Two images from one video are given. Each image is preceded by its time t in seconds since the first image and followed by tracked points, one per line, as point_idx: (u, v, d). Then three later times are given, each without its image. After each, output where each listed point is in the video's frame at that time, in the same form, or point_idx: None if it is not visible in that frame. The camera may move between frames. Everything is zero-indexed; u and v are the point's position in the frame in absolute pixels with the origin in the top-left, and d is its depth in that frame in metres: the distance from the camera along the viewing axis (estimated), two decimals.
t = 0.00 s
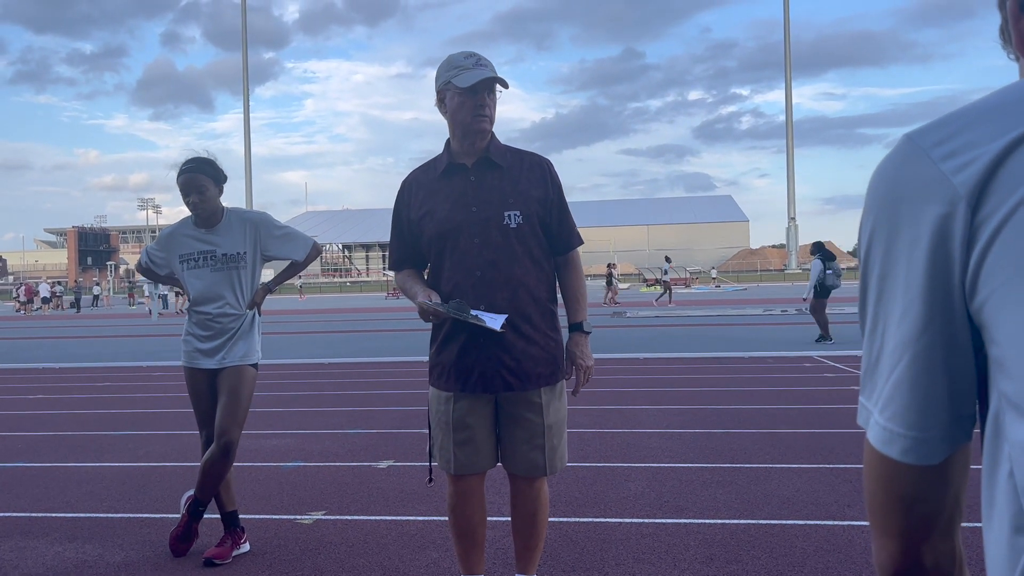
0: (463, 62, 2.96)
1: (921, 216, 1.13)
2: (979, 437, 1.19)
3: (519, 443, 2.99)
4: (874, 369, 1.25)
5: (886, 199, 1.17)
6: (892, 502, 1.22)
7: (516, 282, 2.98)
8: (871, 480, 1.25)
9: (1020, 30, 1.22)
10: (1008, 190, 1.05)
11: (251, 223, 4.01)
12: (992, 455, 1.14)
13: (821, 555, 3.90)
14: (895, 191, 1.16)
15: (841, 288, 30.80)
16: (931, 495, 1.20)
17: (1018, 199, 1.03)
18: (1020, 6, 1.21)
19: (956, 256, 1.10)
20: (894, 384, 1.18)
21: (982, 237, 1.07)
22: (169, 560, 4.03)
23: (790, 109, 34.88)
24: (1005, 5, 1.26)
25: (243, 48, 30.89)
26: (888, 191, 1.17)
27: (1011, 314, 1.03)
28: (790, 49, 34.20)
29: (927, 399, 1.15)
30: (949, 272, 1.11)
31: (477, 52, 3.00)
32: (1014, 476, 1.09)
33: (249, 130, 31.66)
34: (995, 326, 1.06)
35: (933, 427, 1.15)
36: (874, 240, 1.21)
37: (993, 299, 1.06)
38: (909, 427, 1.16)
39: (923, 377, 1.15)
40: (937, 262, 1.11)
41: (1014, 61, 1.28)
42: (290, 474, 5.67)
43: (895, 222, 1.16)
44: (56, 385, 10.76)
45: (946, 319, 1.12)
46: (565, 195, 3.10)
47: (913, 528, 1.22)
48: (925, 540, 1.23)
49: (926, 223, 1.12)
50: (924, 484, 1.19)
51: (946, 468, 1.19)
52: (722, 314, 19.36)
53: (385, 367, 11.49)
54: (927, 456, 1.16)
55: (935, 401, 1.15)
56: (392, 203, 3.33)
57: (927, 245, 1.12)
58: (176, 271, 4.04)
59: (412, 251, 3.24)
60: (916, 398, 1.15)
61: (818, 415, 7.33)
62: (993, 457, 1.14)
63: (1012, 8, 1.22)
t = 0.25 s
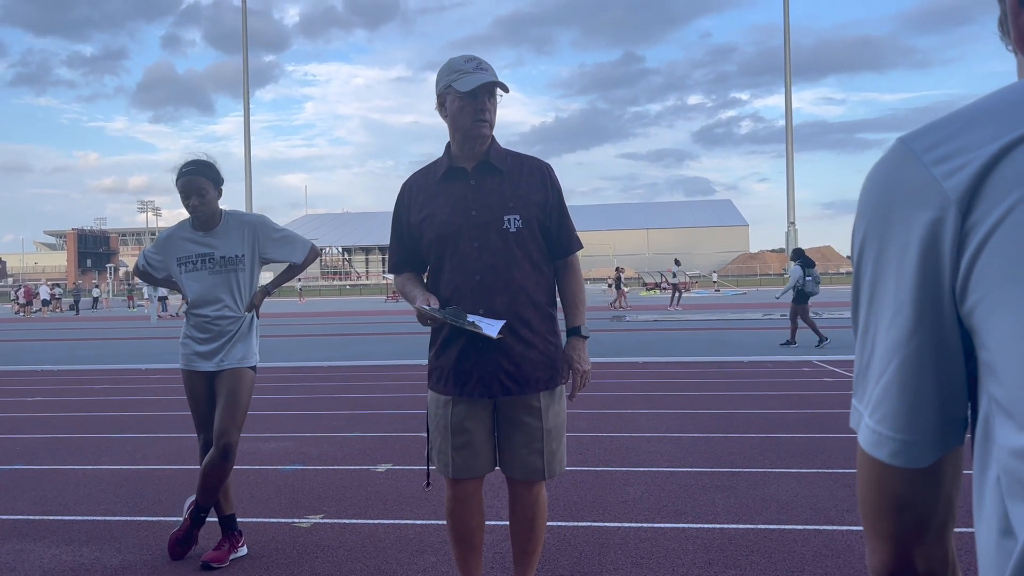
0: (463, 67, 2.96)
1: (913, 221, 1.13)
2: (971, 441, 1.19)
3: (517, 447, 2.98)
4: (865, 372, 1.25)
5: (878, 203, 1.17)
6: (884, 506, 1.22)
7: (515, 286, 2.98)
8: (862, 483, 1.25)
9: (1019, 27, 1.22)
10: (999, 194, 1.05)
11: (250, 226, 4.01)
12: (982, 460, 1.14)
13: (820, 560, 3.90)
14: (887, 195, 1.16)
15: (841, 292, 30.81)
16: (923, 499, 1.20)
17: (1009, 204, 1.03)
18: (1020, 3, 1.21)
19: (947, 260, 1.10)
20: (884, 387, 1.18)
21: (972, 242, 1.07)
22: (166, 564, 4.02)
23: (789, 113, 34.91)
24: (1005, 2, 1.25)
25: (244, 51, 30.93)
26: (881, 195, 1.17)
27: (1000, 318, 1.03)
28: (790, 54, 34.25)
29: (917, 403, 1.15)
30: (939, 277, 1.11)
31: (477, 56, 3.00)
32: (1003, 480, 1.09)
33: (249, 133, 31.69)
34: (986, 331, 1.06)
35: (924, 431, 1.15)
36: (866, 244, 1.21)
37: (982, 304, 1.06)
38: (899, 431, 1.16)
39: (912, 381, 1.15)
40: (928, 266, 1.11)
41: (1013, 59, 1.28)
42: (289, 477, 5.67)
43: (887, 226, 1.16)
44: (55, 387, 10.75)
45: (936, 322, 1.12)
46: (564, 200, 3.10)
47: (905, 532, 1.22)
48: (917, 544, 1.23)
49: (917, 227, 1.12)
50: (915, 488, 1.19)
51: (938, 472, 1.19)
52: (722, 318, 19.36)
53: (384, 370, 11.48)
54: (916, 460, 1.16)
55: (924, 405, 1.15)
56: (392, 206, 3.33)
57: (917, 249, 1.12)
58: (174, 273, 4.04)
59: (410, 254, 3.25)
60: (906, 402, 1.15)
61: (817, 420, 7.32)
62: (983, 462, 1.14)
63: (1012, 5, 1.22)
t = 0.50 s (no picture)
0: (465, 72, 2.97)
1: (913, 228, 1.14)
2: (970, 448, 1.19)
3: (517, 451, 2.99)
4: (864, 378, 1.26)
5: (878, 210, 1.18)
6: (883, 510, 1.23)
7: (516, 290, 2.98)
8: (861, 487, 1.26)
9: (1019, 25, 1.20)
10: (1000, 202, 1.05)
11: (251, 230, 4.02)
12: (980, 466, 1.15)
13: (820, 565, 3.90)
14: (888, 203, 1.17)
15: (840, 296, 30.83)
16: (921, 505, 1.21)
17: (1010, 212, 1.04)
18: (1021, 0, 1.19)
19: (947, 268, 1.10)
20: (883, 393, 1.19)
21: (972, 250, 1.07)
22: (166, 567, 4.02)
23: (789, 118, 34.96)
24: None
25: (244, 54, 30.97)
26: (881, 203, 1.18)
27: (998, 325, 1.04)
28: (790, 59, 34.31)
29: (916, 408, 1.16)
30: (939, 284, 1.12)
31: (480, 61, 3.01)
32: (1000, 486, 1.10)
33: (249, 136, 31.72)
34: (984, 338, 1.07)
35: (922, 437, 1.16)
36: (866, 251, 1.22)
37: (981, 311, 1.06)
38: (898, 436, 1.17)
39: (912, 386, 1.15)
40: (927, 273, 1.12)
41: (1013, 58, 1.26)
42: (288, 481, 5.67)
43: (888, 234, 1.17)
44: (54, 390, 10.75)
45: (937, 329, 1.13)
46: (566, 205, 3.11)
47: (903, 537, 1.23)
48: (916, 550, 1.23)
49: (917, 235, 1.13)
50: (914, 493, 1.20)
51: (937, 478, 1.20)
52: (722, 322, 19.37)
53: (383, 374, 11.49)
54: (914, 465, 1.17)
55: (923, 411, 1.16)
56: (393, 210, 3.34)
57: (918, 256, 1.12)
58: (174, 277, 4.04)
59: (411, 257, 3.25)
60: (905, 408, 1.16)
61: (816, 425, 7.33)
62: (980, 468, 1.15)
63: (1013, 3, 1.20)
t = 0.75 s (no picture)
0: (464, 75, 2.98)
1: (912, 231, 1.14)
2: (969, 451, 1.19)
3: (516, 454, 2.99)
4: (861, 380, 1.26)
5: (876, 213, 1.18)
6: (881, 513, 1.23)
7: (515, 293, 2.98)
8: (860, 490, 1.26)
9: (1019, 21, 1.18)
10: (1000, 206, 1.06)
11: (250, 233, 4.02)
12: (978, 468, 1.15)
13: (819, 569, 3.90)
14: (886, 205, 1.17)
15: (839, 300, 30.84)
16: (920, 507, 1.21)
17: (1010, 215, 1.04)
18: None
19: (947, 271, 1.11)
20: (880, 396, 1.19)
21: (972, 253, 1.07)
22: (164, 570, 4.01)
23: (788, 122, 35.00)
24: None
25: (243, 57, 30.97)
26: (880, 205, 1.18)
27: (998, 329, 1.04)
28: (788, 63, 34.37)
29: (915, 411, 1.16)
30: (939, 287, 1.12)
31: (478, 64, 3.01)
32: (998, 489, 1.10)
33: (248, 139, 31.73)
34: (984, 340, 1.07)
35: (921, 439, 1.16)
36: (864, 253, 1.22)
37: (980, 314, 1.07)
38: (896, 439, 1.17)
39: (910, 389, 1.15)
40: (926, 276, 1.12)
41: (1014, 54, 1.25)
42: (286, 484, 5.66)
43: (886, 236, 1.17)
44: (52, 394, 10.73)
45: (935, 332, 1.13)
46: (565, 208, 3.11)
47: (902, 539, 1.22)
48: (914, 552, 1.23)
49: (917, 238, 1.13)
50: (911, 494, 1.20)
51: (935, 481, 1.20)
52: (720, 325, 19.38)
53: (382, 377, 11.48)
54: (912, 467, 1.17)
55: (922, 414, 1.16)
56: (392, 213, 3.34)
57: (918, 259, 1.13)
58: (173, 280, 4.04)
59: (409, 260, 3.25)
60: (903, 411, 1.16)
61: (815, 428, 7.33)
62: (979, 471, 1.15)
63: None
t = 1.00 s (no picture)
0: (462, 77, 2.98)
1: (916, 237, 1.14)
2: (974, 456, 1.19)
3: (515, 456, 2.98)
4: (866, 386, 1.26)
5: (879, 219, 1.19)
6: (886, 520, 1.22)
7: (515, 296, 2.98)
8: (864, 496, 1.25)
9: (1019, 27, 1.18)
10: (1004, 210, 1.06)
11: (249, 235, 4.02)
12: (984, 474, 1.15)
13: (818, 572, 3.89)
14: (889, 211, 1.17)
15: (839, 302, 30.84)
16: (925, 513, 1.20)
17: (1014, 220, 1.04)
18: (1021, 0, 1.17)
19: (951, 276, 1.11)
20: (886, 402, 1.19)
21: (977, 258, 1.07)
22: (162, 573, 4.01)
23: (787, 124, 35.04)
24: None
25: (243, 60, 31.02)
26: (882, 210, 1.18)
27: (1003, 334, 1.04)
28: (788, 66, 34.43)
29: (921, 417, 1.15)
30: (943, 292, 1.12)
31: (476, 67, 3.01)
32: (1005, 495, 1.10)
33: (248, 141, 31.76)
34: (989, 346, 1.07)
35: (926, 446, 1.16)
36: (867, 259, 1.22)
37: (985, 319, 1.07)
38: (901, 445, 1.17)
39: (916, 395, 1.15)
40: (931, 281, 1.12)
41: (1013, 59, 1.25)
42: (286, 487, 5.66)
43: (889, 242, 1.17)
44: (51, 396, 10.73)
45: (940, 339, 1.13)
46: (564, 209, 3.11)
47: (907, 546, 1.22)
48: (919, 559, 1.23)
49: (921, 243, 1.13)
50: (917, 501, 1.20)
51: (940, 487, 1.20)
52: (720, 328, 19.38)
53: (381, 380, 11.48)
54: (918, 474, 1.17)
55: (928, 420, 1.15)
56: (391, 217, 3.34)
57: (921, 264, 1.13)
58: (173, 282, 4.04)
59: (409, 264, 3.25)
60: (908, 417, 1.16)
61: (815, 431, 7.33)
62: (985, 476, 1.14)
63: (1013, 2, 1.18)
